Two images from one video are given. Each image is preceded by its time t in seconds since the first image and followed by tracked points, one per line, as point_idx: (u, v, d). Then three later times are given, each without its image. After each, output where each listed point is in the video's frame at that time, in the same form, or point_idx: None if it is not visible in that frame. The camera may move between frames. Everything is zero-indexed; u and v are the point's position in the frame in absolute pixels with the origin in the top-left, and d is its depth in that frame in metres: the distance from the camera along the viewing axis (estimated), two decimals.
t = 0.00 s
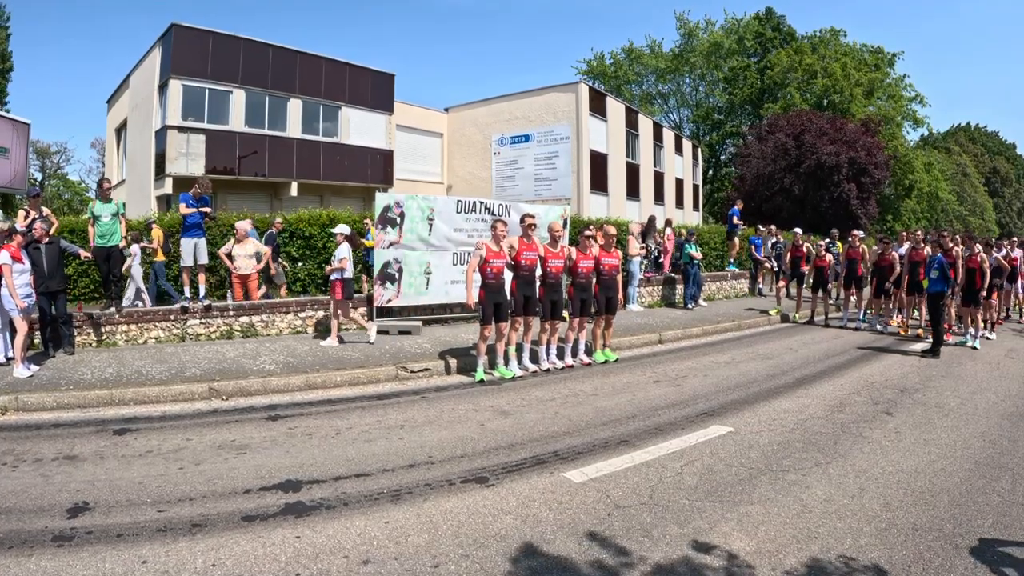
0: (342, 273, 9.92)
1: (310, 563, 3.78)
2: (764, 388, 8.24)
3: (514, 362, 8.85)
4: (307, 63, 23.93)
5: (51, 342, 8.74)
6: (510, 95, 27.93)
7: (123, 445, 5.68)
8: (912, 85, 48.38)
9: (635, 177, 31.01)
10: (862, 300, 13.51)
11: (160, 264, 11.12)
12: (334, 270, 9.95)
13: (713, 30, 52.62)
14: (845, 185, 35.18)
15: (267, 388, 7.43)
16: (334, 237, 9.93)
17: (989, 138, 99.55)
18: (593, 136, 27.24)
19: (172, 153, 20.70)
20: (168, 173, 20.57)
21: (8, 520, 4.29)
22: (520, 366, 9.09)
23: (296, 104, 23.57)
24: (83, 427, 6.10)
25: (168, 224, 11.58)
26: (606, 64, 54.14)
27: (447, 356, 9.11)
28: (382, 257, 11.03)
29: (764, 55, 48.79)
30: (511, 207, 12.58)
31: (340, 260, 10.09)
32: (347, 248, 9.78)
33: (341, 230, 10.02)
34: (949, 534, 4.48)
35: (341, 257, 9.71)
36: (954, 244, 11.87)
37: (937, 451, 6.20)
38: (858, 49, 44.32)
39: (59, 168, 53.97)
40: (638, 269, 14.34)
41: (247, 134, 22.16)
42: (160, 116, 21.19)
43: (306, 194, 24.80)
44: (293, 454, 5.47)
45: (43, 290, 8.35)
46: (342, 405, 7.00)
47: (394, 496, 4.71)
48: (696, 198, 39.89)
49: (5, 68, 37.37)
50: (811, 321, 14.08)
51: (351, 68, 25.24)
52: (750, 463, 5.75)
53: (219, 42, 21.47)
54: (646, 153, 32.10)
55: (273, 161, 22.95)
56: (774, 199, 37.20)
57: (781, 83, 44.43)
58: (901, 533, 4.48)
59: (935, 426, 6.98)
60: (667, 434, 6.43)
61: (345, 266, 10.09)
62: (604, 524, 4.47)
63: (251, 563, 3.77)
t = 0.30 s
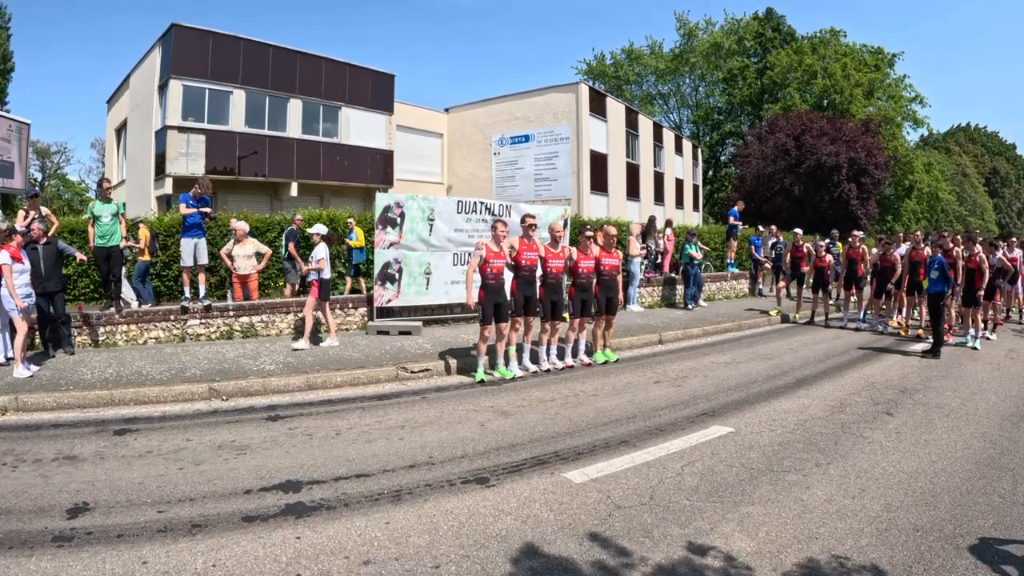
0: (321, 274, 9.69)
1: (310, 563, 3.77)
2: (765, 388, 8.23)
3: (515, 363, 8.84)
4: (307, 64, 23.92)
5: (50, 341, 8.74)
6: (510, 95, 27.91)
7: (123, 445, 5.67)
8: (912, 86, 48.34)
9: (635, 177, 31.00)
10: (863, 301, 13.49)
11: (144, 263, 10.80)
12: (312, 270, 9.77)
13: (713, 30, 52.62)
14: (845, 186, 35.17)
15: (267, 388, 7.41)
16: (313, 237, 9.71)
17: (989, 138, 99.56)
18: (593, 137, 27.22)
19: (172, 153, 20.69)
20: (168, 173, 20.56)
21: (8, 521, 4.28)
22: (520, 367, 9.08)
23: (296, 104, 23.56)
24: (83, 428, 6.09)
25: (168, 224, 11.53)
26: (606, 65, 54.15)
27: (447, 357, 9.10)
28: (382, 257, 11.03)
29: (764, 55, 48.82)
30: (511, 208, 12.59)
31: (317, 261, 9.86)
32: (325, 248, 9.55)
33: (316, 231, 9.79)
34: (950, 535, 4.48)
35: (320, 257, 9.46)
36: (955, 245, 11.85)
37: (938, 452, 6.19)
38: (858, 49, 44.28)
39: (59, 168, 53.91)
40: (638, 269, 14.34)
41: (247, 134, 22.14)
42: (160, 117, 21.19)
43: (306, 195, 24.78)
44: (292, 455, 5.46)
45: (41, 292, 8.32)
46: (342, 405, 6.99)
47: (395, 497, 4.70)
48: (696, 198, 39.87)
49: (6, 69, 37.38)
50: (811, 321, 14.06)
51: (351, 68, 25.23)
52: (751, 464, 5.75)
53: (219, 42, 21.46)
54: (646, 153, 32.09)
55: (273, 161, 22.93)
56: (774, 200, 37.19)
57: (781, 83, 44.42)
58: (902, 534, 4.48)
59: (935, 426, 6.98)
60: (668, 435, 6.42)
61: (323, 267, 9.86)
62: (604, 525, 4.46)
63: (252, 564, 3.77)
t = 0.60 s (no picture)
0: (294, 275, 9.61)
1: (311, 563, 3.77)
2: (765, 389, 8.22)
3: (515, 363, 8.84)
4: (307, 64, 23.92)
5: (50, 341, 8.74)
6: (511, 95, 27.90)
7: (123, 446, 5.66)
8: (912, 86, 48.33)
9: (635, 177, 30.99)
10: (863, 301, 13.46)
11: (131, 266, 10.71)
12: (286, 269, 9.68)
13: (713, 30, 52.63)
14: (845, 186, 35.17)
15: (267, 388, 7.40)
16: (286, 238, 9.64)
17: (989, 138, 99.58)
18: (593, 137, 27.20)
19: (172, 153, 20.68)
20: (168, 173, 20.55)
21: (8, 521, 4.28)
22: (520, 367, 9.08)
23: (296, 104, 23.55)
24: (83, 428, 6.08)
25: (168, 224, 11.45)
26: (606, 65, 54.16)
27: (447, 357, 9.09)
28: (382, 258, 11.03)
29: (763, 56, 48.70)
30: (511, 208, 12.59)
31: (292, 262, 9.80)
32: (300, 249, 9.49)
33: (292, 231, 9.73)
34: (950, 535, 4.48)
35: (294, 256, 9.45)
36: (955, 245, 11.84)
37: (938, 452, 6.19)
38: (858, 49, 44.28)
39: (59, 168, 53.88)
40: (638, 269, 14.34)
41: (247, 134, 22.14)
42: (160, 117, 21.18)
43: (306, 195, 24.78)
44: (293, 455, 5.44)
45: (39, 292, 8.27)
46: (342, 406, 6.98)
47: (396, 497, 4.69)
48: (696, 198, 39.87)
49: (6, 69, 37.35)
50: (811, 322, 14.02)
51: (351, 69, 25.23)
52: (751, 464, 5.75)
53: (219, 43, 21.46)
54: (646, 153, 32.08)
55: (273, 161, 22.92)
56: (774, 200, 37.19)
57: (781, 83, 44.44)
58: (902, 534, 4.47)
59: (935, 427, 6.97)
60: (668, 435, 6.42)
61: (298, 268, 9.80)
62: (605, 525, 4.46)
63: (252, 564, 3.77)
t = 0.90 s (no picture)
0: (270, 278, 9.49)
1: (312, 564, 3.78)
2: (765, 389, 8.21)
3: (515, 363, 8.83)
4: (308, 64, 23.93)
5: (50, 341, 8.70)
6: (511, 95, 27.89)
7: (124, 446, 5.66)
8: (912, 86, 48.31)
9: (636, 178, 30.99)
10: (863, 302, 13.43)
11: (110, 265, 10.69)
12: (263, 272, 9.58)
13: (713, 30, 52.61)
14: (845, 187, 35.15)
15: (267, 388, 7.40)
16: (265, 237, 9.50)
17: (990, 139, 99.55)
18: (593, 137, 27.19)
19: (172, 153, 20.69)
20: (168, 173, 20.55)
21: (9, 521, 4.29)
22: (520, 367, 9.07)
23: (297, 105, 23.55)
24: (83, 428, 6.07)
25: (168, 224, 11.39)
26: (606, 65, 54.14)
27: (447, 357, 9.09)
28: (382, 258, 11.02)
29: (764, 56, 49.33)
30: (511, 208, 12.59)
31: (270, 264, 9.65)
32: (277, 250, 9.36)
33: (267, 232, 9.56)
34: (951, 535, 4.48)
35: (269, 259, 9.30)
36: (955, 246, 11.82)
37: (938, 452, 6.19)
38: (858, 50, 44.29)
39: (59, 168, 53.83)
40: (638, 270, 14.34)
41: (248, 134, 22.14)
42: (161, 117, 21.18)
43: (307, 195, 24.78)
44: (293, 455, 5.43)
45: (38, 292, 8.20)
46: (342, 406, 6.97)
47: (396, 497, 4.69)
48: (696, 198, 39.86)
49: (7, 69, 37.33)
50: (811, 322, 13.99)
51: (352, 69, 25.23)
52: (752, 464, 5.75)
53: (220, 43, 21.46)
54: (646, 154, 32.08)
55: (273, 161, 22.91)
56: (774, 201, 37.21)
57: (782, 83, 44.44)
58: (903, 534, 4.48)
59: (935, 427, 6.97)
60: (669, 435, 6.42)
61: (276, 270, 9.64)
62: (606, 524, 4.47)
63: (253, 564, 3.77)
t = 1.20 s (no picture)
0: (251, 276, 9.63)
1: (313, 564, 3.79)
2: (767, 390, 8.18)
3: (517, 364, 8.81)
4: (309, 64, 23.94)
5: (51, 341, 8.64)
6: (512, 96, 27.89)
7: (124, 445, 5.64)
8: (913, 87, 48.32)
9: (637, 178, 30.98)
10: (863, 303, 13.40)
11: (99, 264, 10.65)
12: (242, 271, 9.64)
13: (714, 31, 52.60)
14: (847, 188, 35.12)
15: (268, 388, 7.38)
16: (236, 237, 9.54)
17: (991, 140, 99.50)
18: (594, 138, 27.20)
19: (173, 153, 20.70)
20: (169, 173, 20.56)
21: (9, 520, 4.29)
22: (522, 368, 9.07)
23: (298, 105, 23.55)
24: (84, 428, 6.05)
25: (168, 224, 11.36)
26: (607, 66, 54.12)
27: (448, 357, 9.08)
28: (383, 258, 11.03)
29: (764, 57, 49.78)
30: (512, 209, 12.57)
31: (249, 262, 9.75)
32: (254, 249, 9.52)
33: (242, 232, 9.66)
34: (951, 536, 4.48)
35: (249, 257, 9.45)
36: (954, 246, 11.84)
37: (939, 453, 6.18)
38: (859, 51, 44.32)
39: (60, 168, 53.78)
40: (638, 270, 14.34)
41: (249, 134, 22.15)
42: (162, 117, 21.19)
43: (308, 195, 24.78)
44: (294, 455, 5.40)
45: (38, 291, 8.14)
46: (343, 406, 6.96)
47: (397, 497, 4.68)
48: (697, 199, 39.84)
49: (7, 68, 37.29)
50: (812, 323, 13.97)
51: (353, 69, 25.25)
52: (752, 465, 5.76)
53: (221, 43, 21.48)
54: (647, 154, 32.07)
55: (274, 162, 22.92)
56: (775, 201, 37.22)
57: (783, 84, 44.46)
58: (903, 535, 4.47)
59: (936, 428, 6.97)
60: (669, 436, 6.42)
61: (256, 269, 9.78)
62: (607, 525, 4.49)
63: (254, 564, 3.78)
